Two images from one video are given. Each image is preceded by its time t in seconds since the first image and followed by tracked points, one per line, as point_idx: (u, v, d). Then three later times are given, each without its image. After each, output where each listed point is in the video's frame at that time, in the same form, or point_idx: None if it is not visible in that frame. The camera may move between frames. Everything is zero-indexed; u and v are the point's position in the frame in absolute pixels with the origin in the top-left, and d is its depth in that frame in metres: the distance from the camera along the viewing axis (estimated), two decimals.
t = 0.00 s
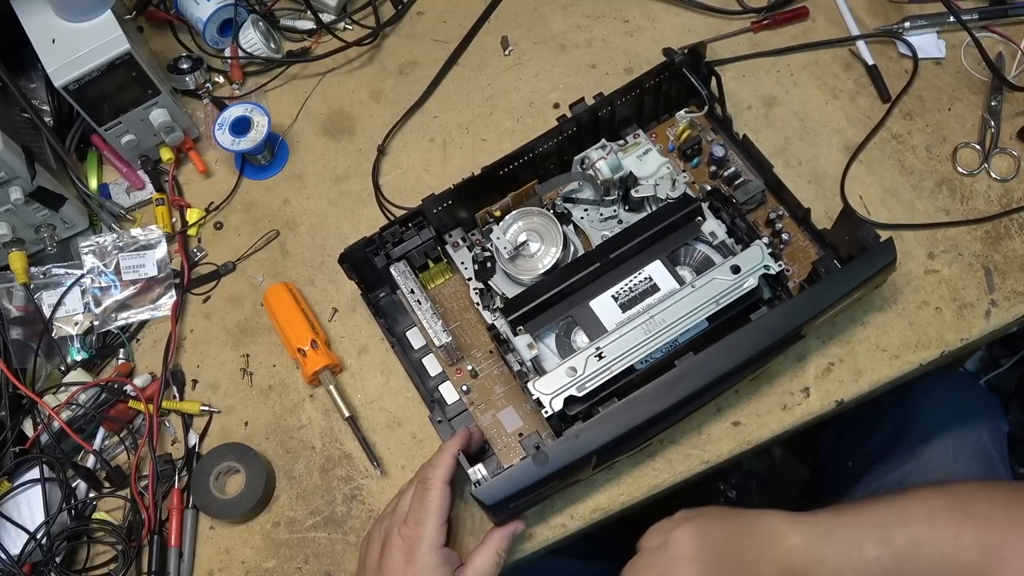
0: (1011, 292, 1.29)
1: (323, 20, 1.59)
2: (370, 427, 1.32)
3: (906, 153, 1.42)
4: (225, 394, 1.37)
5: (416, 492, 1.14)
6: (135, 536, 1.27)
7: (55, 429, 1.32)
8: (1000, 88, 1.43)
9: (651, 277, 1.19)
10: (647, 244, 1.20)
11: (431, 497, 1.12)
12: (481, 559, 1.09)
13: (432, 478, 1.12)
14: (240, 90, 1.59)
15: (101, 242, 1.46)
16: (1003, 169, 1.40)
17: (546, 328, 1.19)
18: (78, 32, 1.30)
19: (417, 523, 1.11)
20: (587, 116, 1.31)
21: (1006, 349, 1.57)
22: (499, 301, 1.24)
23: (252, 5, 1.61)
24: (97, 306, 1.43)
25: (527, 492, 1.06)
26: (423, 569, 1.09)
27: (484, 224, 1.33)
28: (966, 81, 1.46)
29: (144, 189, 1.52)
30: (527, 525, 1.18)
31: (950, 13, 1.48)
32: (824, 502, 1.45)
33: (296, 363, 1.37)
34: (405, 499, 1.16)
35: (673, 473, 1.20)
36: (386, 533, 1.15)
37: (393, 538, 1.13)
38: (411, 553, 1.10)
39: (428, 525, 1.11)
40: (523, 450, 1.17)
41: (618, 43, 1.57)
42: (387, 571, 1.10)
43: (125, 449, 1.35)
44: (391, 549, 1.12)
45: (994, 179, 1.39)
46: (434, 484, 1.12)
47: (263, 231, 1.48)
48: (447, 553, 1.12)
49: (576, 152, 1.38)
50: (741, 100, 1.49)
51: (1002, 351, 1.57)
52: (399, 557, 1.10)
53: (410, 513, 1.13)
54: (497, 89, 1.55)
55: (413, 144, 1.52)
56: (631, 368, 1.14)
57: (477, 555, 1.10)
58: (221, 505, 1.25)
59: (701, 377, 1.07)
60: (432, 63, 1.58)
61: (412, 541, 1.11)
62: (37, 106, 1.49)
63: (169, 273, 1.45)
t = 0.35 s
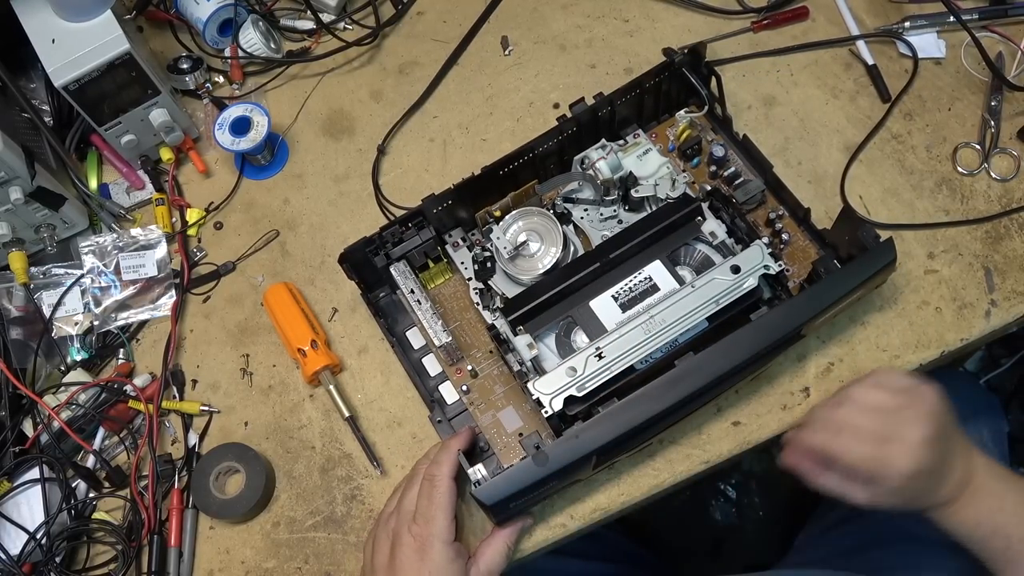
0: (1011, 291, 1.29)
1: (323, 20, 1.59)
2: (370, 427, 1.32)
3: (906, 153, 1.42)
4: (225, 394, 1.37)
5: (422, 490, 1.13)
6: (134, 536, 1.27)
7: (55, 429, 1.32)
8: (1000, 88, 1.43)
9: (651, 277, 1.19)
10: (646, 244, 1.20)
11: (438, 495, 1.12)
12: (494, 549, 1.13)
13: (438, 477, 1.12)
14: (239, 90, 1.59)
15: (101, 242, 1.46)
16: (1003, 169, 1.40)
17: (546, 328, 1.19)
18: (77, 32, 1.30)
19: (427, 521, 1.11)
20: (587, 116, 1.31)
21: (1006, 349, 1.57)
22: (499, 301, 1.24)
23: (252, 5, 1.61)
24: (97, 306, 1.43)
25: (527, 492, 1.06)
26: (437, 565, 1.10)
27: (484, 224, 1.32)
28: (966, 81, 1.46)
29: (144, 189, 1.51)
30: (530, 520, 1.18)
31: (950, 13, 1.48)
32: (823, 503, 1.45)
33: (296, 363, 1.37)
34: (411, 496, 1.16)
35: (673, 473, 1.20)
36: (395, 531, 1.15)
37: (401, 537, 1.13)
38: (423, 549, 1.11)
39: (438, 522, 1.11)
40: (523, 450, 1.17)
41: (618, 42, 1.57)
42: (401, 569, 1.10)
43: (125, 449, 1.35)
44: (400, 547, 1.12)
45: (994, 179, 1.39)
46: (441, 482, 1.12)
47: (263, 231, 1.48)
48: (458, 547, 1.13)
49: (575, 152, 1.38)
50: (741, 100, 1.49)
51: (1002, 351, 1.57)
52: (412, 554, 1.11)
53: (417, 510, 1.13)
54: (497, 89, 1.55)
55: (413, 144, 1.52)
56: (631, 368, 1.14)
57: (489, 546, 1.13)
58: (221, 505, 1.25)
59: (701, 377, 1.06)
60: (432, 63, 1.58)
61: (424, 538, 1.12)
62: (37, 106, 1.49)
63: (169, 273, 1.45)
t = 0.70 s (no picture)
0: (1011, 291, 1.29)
1: (323, 20, 1.59)
2: (370, 427, 1.33)
3: (906, 153, 1.42)
4: (224, 394, 1.37)
5: (427, 483, 1.14)
6: (134, 536, 1.27)
7: (55, 429, 1.32)
8: (999, 88, 1.43)
9: (651, 277, 1.18)
10: (646, 244, 1.20)
11: (444, 484, 1.12)
12: (501, 544, 1.13)
13: (443, 467, 1.13)
14: (239, 90, 1.59)
15: (101, 242, 1.46)
16: (1003, 169, 1.40)
17: (546, 328, 1.19)
18: (77, 32, 1.30)
19: (435, 510, 1.11)
20: (586, 116, 1.31)
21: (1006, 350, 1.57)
22: (499, 300, 1.24)
23: (252, 4, 1.60)
24: (97, 306, 1.43)
25: (527, 492, 1.05)
26: (448, 554, 1.08)
27: (484, 224, 1.32)
28: (966, 81, 1.46)
29: (143, 189, 1.51)
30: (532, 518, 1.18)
31: (950, 13, 1.48)
32: (823, 502, 1.45)
33: (297, 363, 1.37)
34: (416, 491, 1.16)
35: (673, 472, 1.20)
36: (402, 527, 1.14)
37: (409, 528, 1.12)
38: (432, 536, 1.10)
39: (446, 509, 1.11)
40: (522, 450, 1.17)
41: (618, 42, 1.57)
42: (411, 561, 1.09)
43: (125, 449, 1.35)
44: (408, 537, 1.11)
45: (994, 179, 1.39)
46: (446, 471, 1.12)
47: (263, 231, 1.48)
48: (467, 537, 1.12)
49: (575, 152, 1.38)
50: (741, 100, 1.49)
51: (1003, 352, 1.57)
52: (421, 543, 1.10)
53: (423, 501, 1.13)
54: (496, 89, 1.55)
55: (413, 144, 1.52)
56: (631, 368, 1.14)
57: (494, 545, 1.13)
58: (221, 505, 1.25)
59: (703, 377, 1.05)
60: (431, 63, 1.58)
61: (433, 528, 1.11)
62: (36, 106, 1.49)
63: (169, 273, 1.45)
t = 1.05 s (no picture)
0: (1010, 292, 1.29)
1: (323, 20, 1.59)
2: (370, 427, 1.33)
3: (906, 153, 1.42)
4: (224, 394, 1.37)
5: (433, 480, 1.13)
6: (134, 536, 1.27)
7: (55, 429, 1.32)
8: (999, 88, 1.43)
9: (651, 278, 1.18)
10: (646, 244, 1.20)
11: (451, 484, 1.11)
12: (501, 540, 1.13)
13: (449, 466, 1.12)
14: (239, 89, 1.59)
15: (101, 242, 1.46)
16: (1003, 169, 1.40)
17: (546, 328, 1.19)
18: (77, 32, 1.30)
19: (441, 509, 1.11)
20: (586, 116, 1.31)
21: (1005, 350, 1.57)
22: (498, 301, 1.24)
23: (252, 4, 1.60)
24: (96, 306, 1.43)
25: (526, 492, 1.05)
26: (454, 552, 1.08)
27: (484, 224, 1.32)
28: (966, 81, 1.46)
29: (144, 190, 1.51)
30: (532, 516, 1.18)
31: (950, 13, 1.48)
32: (823, 502, 1.45)
33: (296, 363, 1.37)
34: (423, 488, 1.15)
35: (672, 472, 1.20)
36: (409, 524, 1.13)
37: (416, 526, 1.12)
38: (438, 536, 1.10)
39: (453, 509, 1.10)
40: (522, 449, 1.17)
41: (618, 42, 1.57)
42: (418, 560, 1.09)
43: (125, 449, 1.35)
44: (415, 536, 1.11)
45: (993, 179, 1.39)
46: (453, 472, 1.11)
47: (263, 230, 1.48)
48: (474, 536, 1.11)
49: (575, 152, 1.38)
50: (740, 100, 1.49)
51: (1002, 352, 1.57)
52: (427, 541, 1.10)
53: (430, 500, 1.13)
54: (496, 89, 1.55)
55: (412, 144, 1.52)
56: (631, 369, 1.14)
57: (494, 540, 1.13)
58: (221, 505, 1.25)
59: (703, 377, 1.05)
60: (431, 63, 1.58)
61: (439, 527, 1.10)
62: (36, 106, 1.49)
63: (169, 273, 1.45)
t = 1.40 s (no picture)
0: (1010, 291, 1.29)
1: (323, 20, 1.59)
2: (370, 426, 1.33)
3: (906, 153, 1.42)
4: (224, 394, 1.37)
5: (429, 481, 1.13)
6: (134, 536, 1.26)
7: (54, 429, 1.32)
8: (999, 88, 1.43)
9: (650, 278, 1.18)
10: (646, 244, 1.20)
11: (447, 485, 1.11)
12: (500, 539, 1.13)
13: (444, 467, 1.11)
14: (239, 89, 1.59)
15: (101, 242, 1.46)
16: (1003, 169, 1.40)
17: (546, 328, 1.19)
18: (76, 32, 1.29)
19: (438, 509, 1.10)
20: (586, 116, 1.31)
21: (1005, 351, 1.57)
22: (498, 301, 1.24)
23: (252, 4, 1.60)
24: (96, 306, 1.43)
25: (524, 492, 1.05)
26: (452, 552, 1.08)
27: (484, 224, 1.32)
28: (966, 81, 1.46)
29: (144, 190, 1.51)
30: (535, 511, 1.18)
31: (949, 13, 1.48)
32: (823, 502, 1.45)
33: (296, 363, 1.37)
34: (420, 488, 1.15)
35: (672, 472, 1.20)
36: (406, 525, 1.13)
37: (414, 527, 1.12)
38: (436, 536, 1.10)
39: (450, 509, 1.10)
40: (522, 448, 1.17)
41: (618, 42, 1.57)
42: (416, 560, 1.09)
43: (125, 449, 1.34)
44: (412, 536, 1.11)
45: (993, 179, 1.39)
46: (449, 472, 1.11)
47: (263, 230, 1.48)
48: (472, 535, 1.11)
49: (575, 152, 1.38)
50: (740, 100, 1.49)
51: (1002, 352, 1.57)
52: (425, 541, 1.10)
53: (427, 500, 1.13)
54: (496, 89, 1.55)
55: (412, 144, 1.52)
56: (631, 368, 1.14)
57: (494, 539, 1.13)
58: (221, 505, 1.25)
59: (702, 378, 1.05)
60: (431, 63, 1.58)
61: (436, 527, 1.10)
62: (36, 105, 1.49)
63: (169, 273, 1.45)
